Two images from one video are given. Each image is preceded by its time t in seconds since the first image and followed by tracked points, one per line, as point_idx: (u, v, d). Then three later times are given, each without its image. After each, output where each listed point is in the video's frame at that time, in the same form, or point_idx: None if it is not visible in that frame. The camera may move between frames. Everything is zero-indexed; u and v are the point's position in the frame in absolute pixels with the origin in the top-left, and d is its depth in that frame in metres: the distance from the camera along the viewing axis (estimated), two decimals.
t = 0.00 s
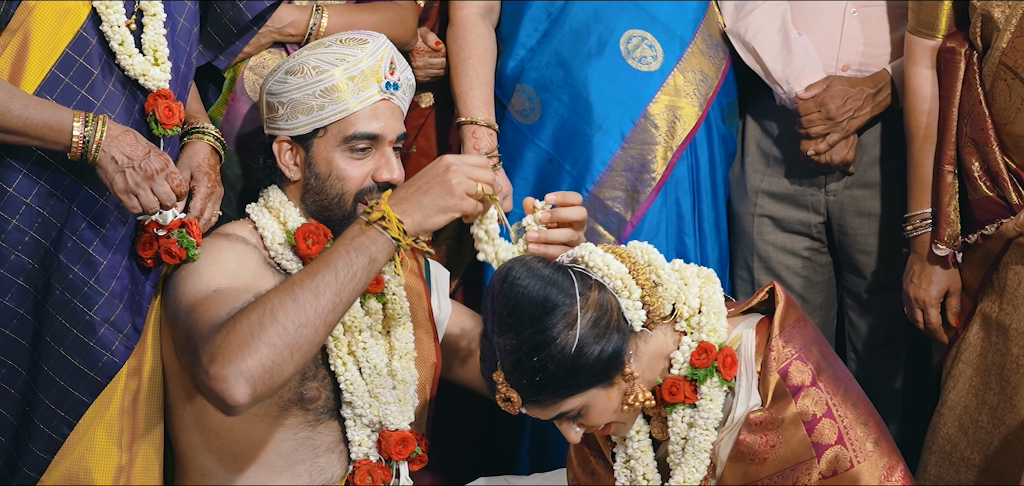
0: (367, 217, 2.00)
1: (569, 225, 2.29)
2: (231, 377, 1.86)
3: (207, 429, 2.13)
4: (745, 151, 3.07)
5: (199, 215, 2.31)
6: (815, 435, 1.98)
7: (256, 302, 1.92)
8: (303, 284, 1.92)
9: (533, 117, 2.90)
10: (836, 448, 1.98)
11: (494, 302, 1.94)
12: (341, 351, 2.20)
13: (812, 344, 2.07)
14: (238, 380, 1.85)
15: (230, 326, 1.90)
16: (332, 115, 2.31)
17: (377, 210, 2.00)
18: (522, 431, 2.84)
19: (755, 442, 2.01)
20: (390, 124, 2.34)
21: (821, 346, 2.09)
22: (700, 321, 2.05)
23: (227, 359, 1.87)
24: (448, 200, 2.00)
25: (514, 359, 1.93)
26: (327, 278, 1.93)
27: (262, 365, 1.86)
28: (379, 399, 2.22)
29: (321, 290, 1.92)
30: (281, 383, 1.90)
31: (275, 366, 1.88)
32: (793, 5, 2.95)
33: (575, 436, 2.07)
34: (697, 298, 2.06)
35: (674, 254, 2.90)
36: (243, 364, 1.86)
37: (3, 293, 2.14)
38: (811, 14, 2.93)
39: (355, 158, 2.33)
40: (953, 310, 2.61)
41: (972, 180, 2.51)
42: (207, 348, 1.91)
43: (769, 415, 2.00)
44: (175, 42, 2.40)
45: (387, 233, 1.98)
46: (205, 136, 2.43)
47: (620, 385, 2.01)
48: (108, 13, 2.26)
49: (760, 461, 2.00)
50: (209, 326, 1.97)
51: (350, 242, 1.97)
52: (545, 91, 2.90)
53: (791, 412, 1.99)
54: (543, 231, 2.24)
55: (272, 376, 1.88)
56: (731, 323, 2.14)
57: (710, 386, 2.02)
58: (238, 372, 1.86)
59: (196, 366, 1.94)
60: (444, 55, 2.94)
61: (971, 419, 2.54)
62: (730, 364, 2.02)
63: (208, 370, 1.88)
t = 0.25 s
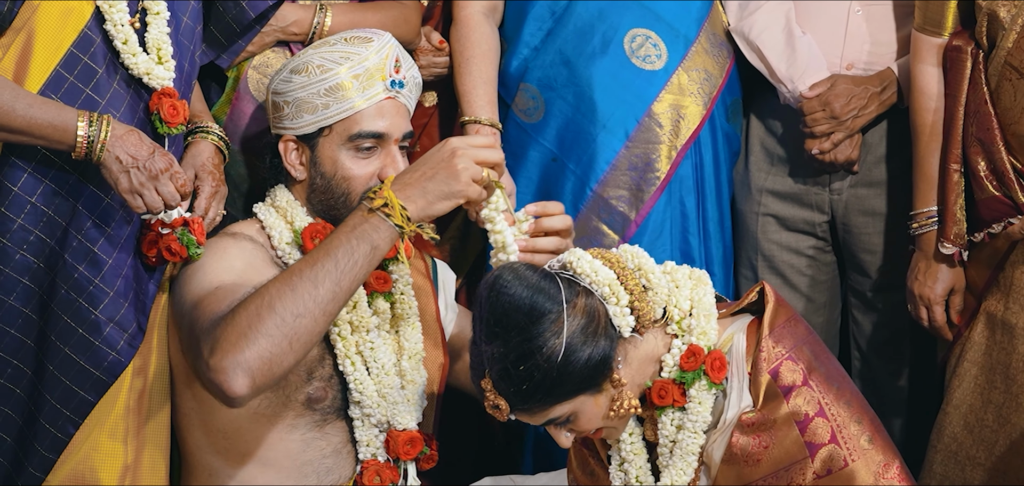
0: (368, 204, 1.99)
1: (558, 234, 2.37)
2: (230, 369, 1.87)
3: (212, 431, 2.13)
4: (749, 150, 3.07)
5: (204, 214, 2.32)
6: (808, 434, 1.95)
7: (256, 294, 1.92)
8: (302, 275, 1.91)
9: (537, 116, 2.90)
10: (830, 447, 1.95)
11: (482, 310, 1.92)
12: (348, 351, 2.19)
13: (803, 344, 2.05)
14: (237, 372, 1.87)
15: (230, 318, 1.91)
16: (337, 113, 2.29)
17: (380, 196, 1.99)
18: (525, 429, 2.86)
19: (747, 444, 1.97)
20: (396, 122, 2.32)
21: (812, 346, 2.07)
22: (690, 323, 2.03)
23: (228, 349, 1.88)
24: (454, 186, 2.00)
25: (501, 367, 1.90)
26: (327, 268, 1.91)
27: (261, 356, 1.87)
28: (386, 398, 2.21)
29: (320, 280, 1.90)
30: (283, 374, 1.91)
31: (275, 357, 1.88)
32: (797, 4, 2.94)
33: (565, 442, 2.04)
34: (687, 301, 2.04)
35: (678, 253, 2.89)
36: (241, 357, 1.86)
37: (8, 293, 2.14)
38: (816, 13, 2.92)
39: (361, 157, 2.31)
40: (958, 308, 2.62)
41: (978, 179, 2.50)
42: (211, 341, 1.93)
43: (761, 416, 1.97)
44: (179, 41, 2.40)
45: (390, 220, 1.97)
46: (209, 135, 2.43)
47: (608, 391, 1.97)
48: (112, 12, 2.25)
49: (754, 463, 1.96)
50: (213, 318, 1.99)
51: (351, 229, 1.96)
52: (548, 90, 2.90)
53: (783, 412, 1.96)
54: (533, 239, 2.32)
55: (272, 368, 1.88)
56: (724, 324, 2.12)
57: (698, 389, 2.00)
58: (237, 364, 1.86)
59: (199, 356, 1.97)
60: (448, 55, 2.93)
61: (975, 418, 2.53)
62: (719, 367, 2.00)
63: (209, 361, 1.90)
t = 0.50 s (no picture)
0: (382, 192, 1.86)
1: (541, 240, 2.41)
2: (236, 357, 1.81)
3: (220, 431, 2.13)
4: (755, 149, 3.07)
5: (212, 213, 2.32)
6: (805, 434, 1.95)
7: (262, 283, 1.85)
8: (309, 263, 1.82)
9: (543, 115, 2.90)
10: (828, 445, 1.95)
11: (475, 317, 1.92)
12: (356, 352, 2.20)
13: (799, 343, 2.05)
14: (244, 360, 1.81)
15: (238, 308, 1.85)
16: (344, 114, 2.30)
17: (393, 184, 1.86)
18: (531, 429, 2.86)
19: (743, 446, 1.96)
20: (405, 123, 2.32)
21: (807, 345, 2.07)
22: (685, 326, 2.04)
23: (235, 337, 1.82)
24: (469, 177, 1.88)
25: (495, 375, 1.90)
26: (336, 257, 1.82)
27: (267, 345, 1.80)
28: (393, 400, 2.22)
29: (327, 270, 1.81)
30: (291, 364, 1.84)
31: (281, 347, 1.81)
32: (803, 3, 2.94)
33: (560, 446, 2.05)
34: (681, 304, 2.05)
35: (684, 252, 2.89)
36: (248, 345, 1.81)
37: (16, 292, 2.15)
38: (822, 12, 2.92)
39: (369, 158, 2.31)
40: (962, 306, 2.62)
41: (984, 178, 2.49)
42: (220, 331, 1.87)
43: (757, 417, 1.97)
44: (185, 40, 2.40)
45: (403, 210, 1.85)
46: (216, 134, 2.44)
47: (602, 397, 1.97)
48: (119, 11, 2.26)
49: (752, 464, 1.96)
50: (220, 310, 1.94)
51: (363, 217, 1.85)
52: (554, 89, 2.90)
53: (779, 413, 1.96)
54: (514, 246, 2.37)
55: (278, 356, 1.82)
56: (719, 325, 2.13)
57: (691, 392, 2.00)
58: (243, 352, 1.81)
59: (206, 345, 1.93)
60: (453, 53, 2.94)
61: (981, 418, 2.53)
62: (711, 371, 2.00)
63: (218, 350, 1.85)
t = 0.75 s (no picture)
0: (401, 182, 1.82)
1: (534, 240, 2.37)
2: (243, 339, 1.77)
3: (225, 430, 2.13)
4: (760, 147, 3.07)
5: (217, 211, 2.33)
6: (803, 432, 1.98)
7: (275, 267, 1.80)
8: (322, 249, 1.77)
9: (547, 112, 2.90)
10: (826, 443, 1.97)
11: (468, 321, 1.91)
12: (364, 353, 2.19)
13: (796, 341, 2.08)
14: (249, 343, 1.76)
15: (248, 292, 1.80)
16: (348, 113, 2.28)
17: (415, 175, 1.82)
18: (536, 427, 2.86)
19: (741, 445, 2.00)
20: (409, 121, 2.30)
21: (804, 341, 2.09)
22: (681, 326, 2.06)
23: (243, 318, 1.78)
24: (492, 176, 1.85)
25: (489, 378, 1.90)
26: (349, 245, 1.77)
27: (273, 328, 1.75)
28: (401, 401, 2.22)
29: (340, 257, 1.77)
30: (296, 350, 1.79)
31: (288, 331, 1.76)
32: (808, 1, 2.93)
33: (560, 447, 2.06)
34: (678, 305, 2.07)
35: (688, 249, 2.88)
36: (255, 327, 1.76)
37: (22, 289, 2.15)
38: (827, 9, 2.91)
39: (374, 158, 2.28)
40: (965, 304, 2.61)
41: (991, 176, 2.49)
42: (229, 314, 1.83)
43: (755, 416, 2.00)
44: (190, 38, 2.40)
45: (422, 202, 1.81)
46: (221, 131, 2.43)
47: (598, 398, 1.99)
48: (125, 8, 2.26)
49: (750, 463, 1.99)
50: (229, 297, 1.90)
51: (380, 205, 1.81)
52: (559, 86, 2.90)
53: (776, 412, 1.99)
54: (504, 251, 2.34)
55: (285, 341, 1.77)
56: (715, 325, 2.15)
57: (686, 393, 2.03)
58: (250, 334, 1.76)
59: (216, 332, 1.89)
60: (458, 51, 2.92)
61: (985, 416, 2.52)
62: (706, 371, 2.02)
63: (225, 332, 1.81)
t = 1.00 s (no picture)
0: (420, 184, 1.76)
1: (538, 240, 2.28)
2: (242, 325, 1.72)
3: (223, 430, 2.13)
4: (757, 142, 3.07)
5: (214, 209, 2.32)
6: (796, 428, 1.98)
7: (283, 259, 1.76)
8: (332, 243, 1.73)
9: (544, 108, 2.90)
10: (820, 438, 1.97)
11: (463, 322, 1.96)
12: (359, 355, 2.18)
13: (789, 337, 2.09)
14: (247, 330, 1.71)
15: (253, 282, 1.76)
16: (341, 114, 2.24)
17: (435, 180, 1.75)
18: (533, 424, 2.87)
19: (735, 441, 2.00)
20: (404, 120, 2.26)
21: (797, 338, 2.10)
22: (675, 323, 2.07)
23: (245, 304, 1.73)
24: (512, 193, 1.77)
25: (483, 379, 1.95)
26: (359, 242, 1.72)
27: (272, 318, 1.71)
28: (398, 401, 2.21)
29: (348, 255, 1.72)
30: (295, 343, 1.74)
31: (287, 322, 1.71)
32: None
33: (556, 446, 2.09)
34: (670, 302, 2.08)
35: (686, 245, 2.88)
36: (254, 315, 1.72)
37: (18, 287, 2.15)
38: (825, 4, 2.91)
39: (370, 158, 2.25)
40: (966, 301, 2.61)
41: (990, 172, 2.49)
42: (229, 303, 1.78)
43: (748, 412, 2.00)
44: (188, 34, 2.39)
45: (437, 208, 1.74)
46: (218, 128, 2.42)
47: (591, 397, 2.01)
48: (122, 4, 2.25)
49: (744, 459, 1.99)
50: (230, 289, 1.85)
51: (395, 206, 1.75)
52: (556, 82, 2.89)
53: (769, 408, 1.99)
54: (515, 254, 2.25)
55: (284, 332, 1.72)
56: (708, 322, 2.17)
57: (678, 391, 2.04)
58: (249, 321, 1.71)
59: (211, 323, 1.84)
60: (454, 47, 2.92)
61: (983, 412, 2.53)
62: (697, 368, 2.03)
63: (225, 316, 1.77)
